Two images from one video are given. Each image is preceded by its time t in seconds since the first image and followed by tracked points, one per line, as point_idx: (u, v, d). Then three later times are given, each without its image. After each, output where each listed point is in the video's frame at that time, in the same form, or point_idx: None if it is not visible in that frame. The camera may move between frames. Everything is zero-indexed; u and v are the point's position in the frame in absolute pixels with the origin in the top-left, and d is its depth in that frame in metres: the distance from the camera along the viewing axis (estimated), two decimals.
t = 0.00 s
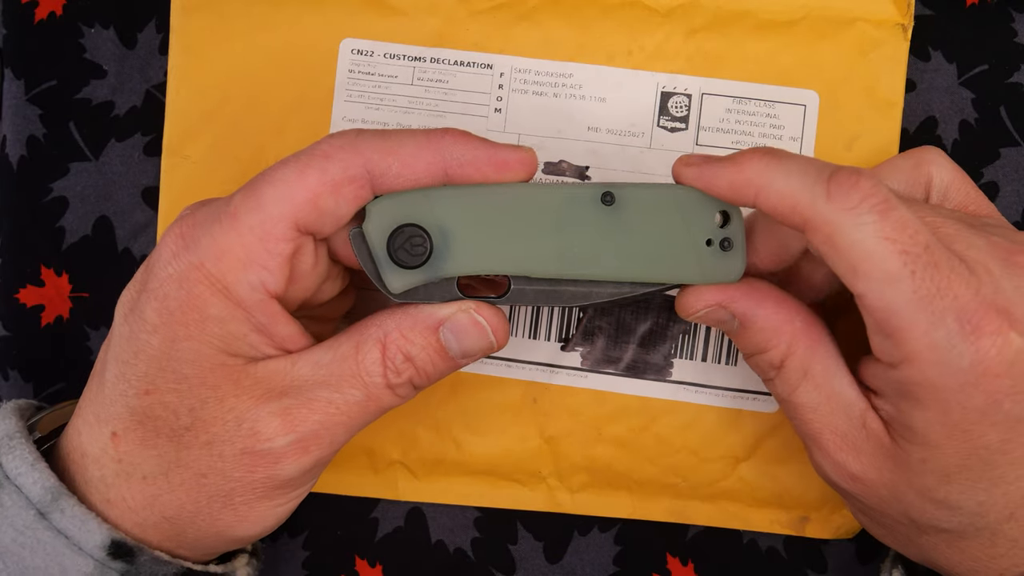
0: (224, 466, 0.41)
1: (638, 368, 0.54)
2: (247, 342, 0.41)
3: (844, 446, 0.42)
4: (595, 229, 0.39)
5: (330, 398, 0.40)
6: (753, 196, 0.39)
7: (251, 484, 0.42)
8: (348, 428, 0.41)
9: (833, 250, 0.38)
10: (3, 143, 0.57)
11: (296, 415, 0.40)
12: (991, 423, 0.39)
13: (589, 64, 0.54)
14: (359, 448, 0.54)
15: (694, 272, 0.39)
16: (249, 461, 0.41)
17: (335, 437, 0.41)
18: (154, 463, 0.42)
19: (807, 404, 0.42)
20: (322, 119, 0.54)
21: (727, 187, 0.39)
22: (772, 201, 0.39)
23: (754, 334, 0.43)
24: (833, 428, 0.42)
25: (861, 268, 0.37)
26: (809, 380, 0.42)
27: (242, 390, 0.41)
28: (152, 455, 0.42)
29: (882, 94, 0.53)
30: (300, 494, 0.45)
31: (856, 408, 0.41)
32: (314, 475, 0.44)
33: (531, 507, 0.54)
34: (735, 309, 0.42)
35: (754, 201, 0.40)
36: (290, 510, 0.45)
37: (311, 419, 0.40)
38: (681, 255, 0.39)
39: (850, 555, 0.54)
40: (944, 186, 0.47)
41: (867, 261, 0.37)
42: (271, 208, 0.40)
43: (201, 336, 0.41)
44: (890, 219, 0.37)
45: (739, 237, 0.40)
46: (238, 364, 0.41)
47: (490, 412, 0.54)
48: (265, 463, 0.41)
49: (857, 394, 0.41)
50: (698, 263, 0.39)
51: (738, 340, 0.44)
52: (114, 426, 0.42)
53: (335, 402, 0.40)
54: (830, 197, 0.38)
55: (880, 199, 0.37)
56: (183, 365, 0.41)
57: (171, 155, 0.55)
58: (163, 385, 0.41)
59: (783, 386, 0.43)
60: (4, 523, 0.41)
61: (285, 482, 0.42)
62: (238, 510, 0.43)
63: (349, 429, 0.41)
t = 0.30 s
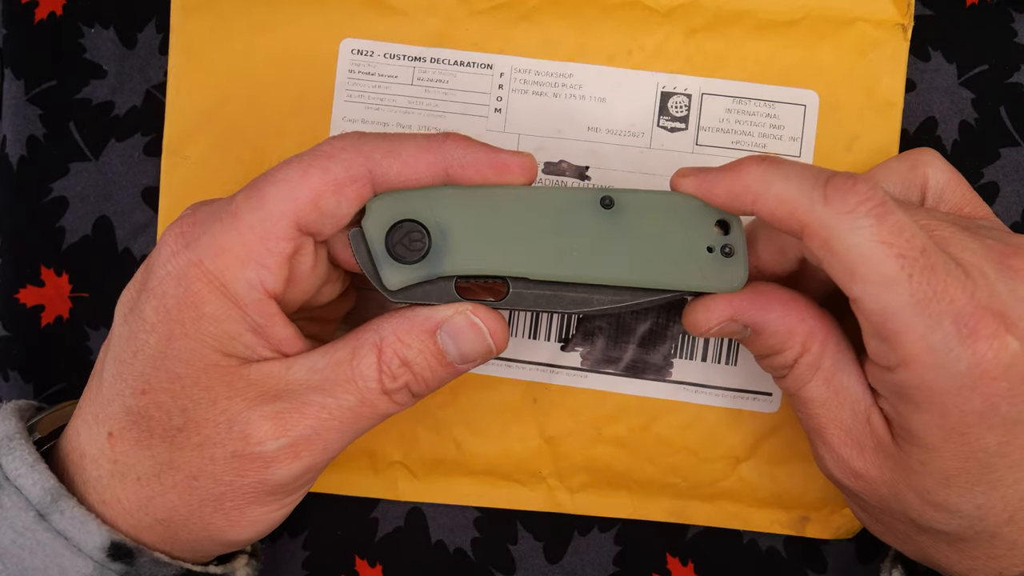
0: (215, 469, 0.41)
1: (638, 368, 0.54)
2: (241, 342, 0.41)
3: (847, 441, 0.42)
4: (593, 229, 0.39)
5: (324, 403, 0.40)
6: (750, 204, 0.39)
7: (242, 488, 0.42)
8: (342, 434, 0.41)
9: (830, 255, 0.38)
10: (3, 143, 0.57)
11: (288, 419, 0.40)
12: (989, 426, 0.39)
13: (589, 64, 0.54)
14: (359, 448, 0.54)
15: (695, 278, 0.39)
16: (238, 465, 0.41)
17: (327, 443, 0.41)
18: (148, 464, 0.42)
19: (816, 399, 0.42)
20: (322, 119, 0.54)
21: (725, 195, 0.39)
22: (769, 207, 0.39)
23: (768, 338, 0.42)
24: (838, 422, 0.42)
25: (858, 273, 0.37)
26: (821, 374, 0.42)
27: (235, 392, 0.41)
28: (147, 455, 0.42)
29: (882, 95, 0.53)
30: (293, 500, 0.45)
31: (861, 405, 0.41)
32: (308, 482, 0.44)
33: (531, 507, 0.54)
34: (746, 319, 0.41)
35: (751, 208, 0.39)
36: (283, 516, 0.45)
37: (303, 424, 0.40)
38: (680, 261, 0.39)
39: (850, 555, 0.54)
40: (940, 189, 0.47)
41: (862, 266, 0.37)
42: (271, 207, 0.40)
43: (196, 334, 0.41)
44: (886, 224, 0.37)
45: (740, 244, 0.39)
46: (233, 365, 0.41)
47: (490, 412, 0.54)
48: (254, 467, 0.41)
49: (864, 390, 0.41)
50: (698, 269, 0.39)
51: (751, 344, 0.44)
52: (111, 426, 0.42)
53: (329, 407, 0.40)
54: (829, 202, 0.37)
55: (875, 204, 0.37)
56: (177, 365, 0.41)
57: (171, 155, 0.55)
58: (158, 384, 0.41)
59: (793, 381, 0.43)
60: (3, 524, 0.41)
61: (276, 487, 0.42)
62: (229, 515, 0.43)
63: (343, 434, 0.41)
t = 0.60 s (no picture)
0: (218, 472, 0.41)
1: (638, 368, 0.54)
2: (241, 345, 0.41)
3: (853, 448, 0.43)
4: (597, 241, 0.37)
5: (320, 403, 0.39)
6: (743, 225, 0.40)
7: (247, 489, 0.41)
8: (343, 433, 0.40)
9: (824, 270, 0.38)
10: (3, 143, 0.57)
11: (286, 420, 0.40)
12: (990, 435, 0.38)
13: (589, 64, 0.54)
14: (360, 448, 0.55)
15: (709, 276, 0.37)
16: (241, 467, 0.41)
17: (329, 441, 0.40)
18: (152, 467, 0.42)
19: (830, 406, 0.42)
20: (322, 120, 0.54)
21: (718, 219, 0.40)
22: (762, 228, 0.39)
23: (794, 350, 0.41)
24: (849, 430, 0.42)
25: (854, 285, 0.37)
26: (840, 382, 0.42)
27: (236, 394, 0.40)
28: (150, 459, 0.42)
29: (882, 95, 0.53)
30: (300, 495, 0.44)
31: (869, 416, 0.41)
32: (314, 479, 0.44)
33: (531, 507, 0.54)
34: (774, 335, 0.40)
35: (744, 230, 0.40)
36: (292, 510, 0.45)
37: (301, 424, 0.40)
38: (692, 262, 0.37)
39: (850, 555, 0.54)
40: (937, 193, 0.47)
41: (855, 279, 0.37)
42: (273, 210, 0.41)
43: (195, 337, 0.41)
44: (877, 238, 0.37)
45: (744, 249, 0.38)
46: (232, 368, 0.41)
47: (490, 411, 0.54)
48: (256, 469, 0.41)
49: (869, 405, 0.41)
50: (711, 268, 0.37)
51: (773, 356, 0.43)
52: (113, 430, 0.42)
53: (326, 407, 0.39)
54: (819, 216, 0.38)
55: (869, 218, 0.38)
56: (178, 368, 0.41)
57: (171, 155, 0.55)
58: (158, 388, 0.41)
59: (811, 389, 0.43)
60: (7, 529, 0.41)
61: (280, 487, 0.42)
62: (236, 515, 0.42)
63: (346, 433, 0.41)
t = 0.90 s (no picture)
0: (228, 470, 0.41)
1: (638, 368, 0.54)
2: (247, 344, 0.41)
3: (851, 441, 0.42)
4: (606, 226, 0.39)
5: (332, 398, 0.40)
6: (781, 196, 0.39)
7: (256, 487, 0.42)
8: (353, 427, 0.41)
9: (858, 250, 0.37)
10: (3, 143, 0.57)
11: (297, 417, 0.40)
12: (991, 438, 0.39)
13: (589, 64, 0.54)
14: (359, 449, 0.55)
15: (711, 284, 0.38)
16: (252, 464, 0.41)
17: (338, 437, 0.41)
18: (158, 469, 0.42)
19: (826, 397, 0.42)
20: (322, 120, 0.54)
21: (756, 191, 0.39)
22: (800, 201, 0.39)
23: (785, 338, 0.42)
24: (844, 423, 0.42)
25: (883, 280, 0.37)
26: (833, 373, 0.42)
27: (245, 392, 0.41)
28: (156, 461, 0.42)
29: (882, 94, 0.53)
30: (305, 492, 0.44)
31: (868, 408, 0.41)
32: (320, 475, 0.44)
33: (531, 507, 0.54)
34: (764, 321, 0.41)
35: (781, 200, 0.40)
36: (296, 508, 0.45)
37: (313, 421, 0.40)
38: (697, 265, 0.38)
39: (850, 555, 0.54)
40: (948, 191, 0.46)
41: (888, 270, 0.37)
42: (268, 208, 0.41)
43: (201, 339, 0.41)
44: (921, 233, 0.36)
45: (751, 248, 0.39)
46: (240, 366, 0.41)
47: (490, 411, 0.54)
48: (267, 467, 0.41)
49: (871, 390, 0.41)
50: (714, 276, 0.38)
51: (766, 343, 0.43)
52: (116, 433, 0.42)
53: (338, 402, 0.40)
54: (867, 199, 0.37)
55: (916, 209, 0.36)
56: (185, 370, 0.41)
57: (171, 156, 0.55)
58: (164, 391, 0.42)
59: (804, 379, 0.43)
60: (9, 530, 0.41)
61: (289, 484, 0.42)
62: (243, 512, 0.43)
63: (353, 429, 0.41)
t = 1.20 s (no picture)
0: (211, 459, 0.41)
1: (638, 368, 0.54)
2: (228, 339, 0.41)
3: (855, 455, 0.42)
4: (591, 231, 0.38)
5: (316, 388, 0.40)
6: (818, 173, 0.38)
7: (240, 477, 0.42)
8: (336, 419, 0.41)
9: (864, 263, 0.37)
10: (3, 143, 0.57)
11: (282, 406, 0.40)
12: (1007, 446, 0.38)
13: (589, 64, 0.54)
14: (358, 447, 0.55)
15: (693, 286, 0.39)
16: (236, 453, 0.41)
17: (322, 426, 0.41)
18: (142, 458, 0.42)
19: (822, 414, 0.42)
20: (322, 119, 0.54)
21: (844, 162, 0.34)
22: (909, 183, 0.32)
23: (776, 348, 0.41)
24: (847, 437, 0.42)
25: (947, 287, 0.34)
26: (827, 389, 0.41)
27: (226, 383, 0.41)
28: (140, 450, 0.42)
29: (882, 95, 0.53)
30: (292, 483, 0.45)
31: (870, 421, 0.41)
32: (307, 463, 0.44)
33: (531, 507, 0.54)
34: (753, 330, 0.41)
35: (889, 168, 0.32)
36: (285, 499, 0.45)
37: (296, 410, 0.40)
38: (680, 270, 0.38)
39: (851, 555, 0.54)
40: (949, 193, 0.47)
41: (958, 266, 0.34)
42: (244, 207, 0.41)
43: (182, 333, 0.41)
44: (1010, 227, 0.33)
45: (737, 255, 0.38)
46: (220, 360, 0.41)
47: (489, 411, 0.54)
48: (251, 455, 0.41)
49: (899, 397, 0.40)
50: (698, 279, 0.38)
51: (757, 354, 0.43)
52: (100, 423, 0.43)
53: (322, 392, 0.40)
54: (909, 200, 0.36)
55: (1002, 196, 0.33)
56: (166, 362, 0.41)
57: (171, 156, 0.55)
58: (146, 381, 0.42)
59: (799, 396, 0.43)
60: None
61: (274, 473, 0.42)
62: (229, 503, 0.43)
63: (337, 419, 0.41)
